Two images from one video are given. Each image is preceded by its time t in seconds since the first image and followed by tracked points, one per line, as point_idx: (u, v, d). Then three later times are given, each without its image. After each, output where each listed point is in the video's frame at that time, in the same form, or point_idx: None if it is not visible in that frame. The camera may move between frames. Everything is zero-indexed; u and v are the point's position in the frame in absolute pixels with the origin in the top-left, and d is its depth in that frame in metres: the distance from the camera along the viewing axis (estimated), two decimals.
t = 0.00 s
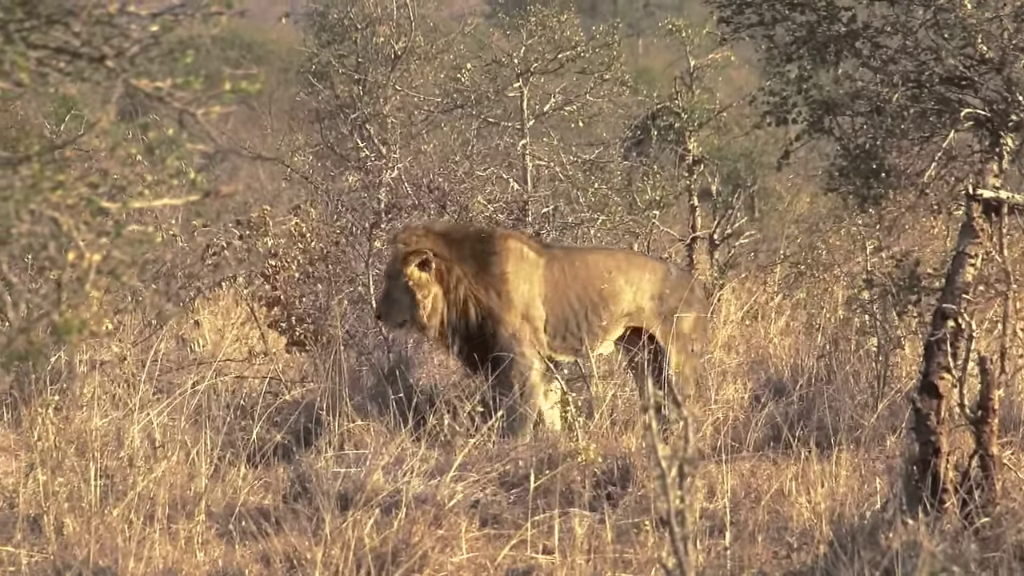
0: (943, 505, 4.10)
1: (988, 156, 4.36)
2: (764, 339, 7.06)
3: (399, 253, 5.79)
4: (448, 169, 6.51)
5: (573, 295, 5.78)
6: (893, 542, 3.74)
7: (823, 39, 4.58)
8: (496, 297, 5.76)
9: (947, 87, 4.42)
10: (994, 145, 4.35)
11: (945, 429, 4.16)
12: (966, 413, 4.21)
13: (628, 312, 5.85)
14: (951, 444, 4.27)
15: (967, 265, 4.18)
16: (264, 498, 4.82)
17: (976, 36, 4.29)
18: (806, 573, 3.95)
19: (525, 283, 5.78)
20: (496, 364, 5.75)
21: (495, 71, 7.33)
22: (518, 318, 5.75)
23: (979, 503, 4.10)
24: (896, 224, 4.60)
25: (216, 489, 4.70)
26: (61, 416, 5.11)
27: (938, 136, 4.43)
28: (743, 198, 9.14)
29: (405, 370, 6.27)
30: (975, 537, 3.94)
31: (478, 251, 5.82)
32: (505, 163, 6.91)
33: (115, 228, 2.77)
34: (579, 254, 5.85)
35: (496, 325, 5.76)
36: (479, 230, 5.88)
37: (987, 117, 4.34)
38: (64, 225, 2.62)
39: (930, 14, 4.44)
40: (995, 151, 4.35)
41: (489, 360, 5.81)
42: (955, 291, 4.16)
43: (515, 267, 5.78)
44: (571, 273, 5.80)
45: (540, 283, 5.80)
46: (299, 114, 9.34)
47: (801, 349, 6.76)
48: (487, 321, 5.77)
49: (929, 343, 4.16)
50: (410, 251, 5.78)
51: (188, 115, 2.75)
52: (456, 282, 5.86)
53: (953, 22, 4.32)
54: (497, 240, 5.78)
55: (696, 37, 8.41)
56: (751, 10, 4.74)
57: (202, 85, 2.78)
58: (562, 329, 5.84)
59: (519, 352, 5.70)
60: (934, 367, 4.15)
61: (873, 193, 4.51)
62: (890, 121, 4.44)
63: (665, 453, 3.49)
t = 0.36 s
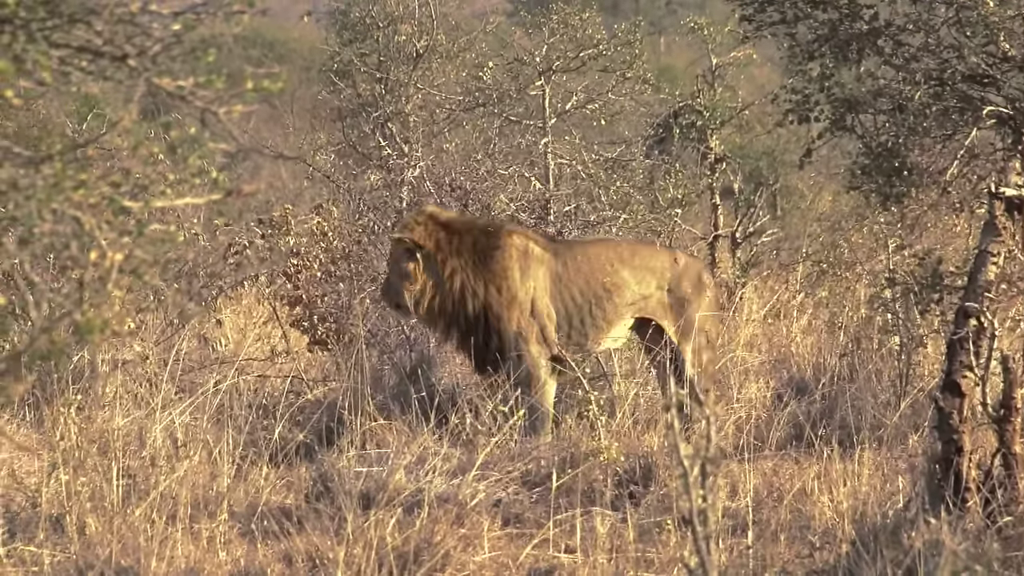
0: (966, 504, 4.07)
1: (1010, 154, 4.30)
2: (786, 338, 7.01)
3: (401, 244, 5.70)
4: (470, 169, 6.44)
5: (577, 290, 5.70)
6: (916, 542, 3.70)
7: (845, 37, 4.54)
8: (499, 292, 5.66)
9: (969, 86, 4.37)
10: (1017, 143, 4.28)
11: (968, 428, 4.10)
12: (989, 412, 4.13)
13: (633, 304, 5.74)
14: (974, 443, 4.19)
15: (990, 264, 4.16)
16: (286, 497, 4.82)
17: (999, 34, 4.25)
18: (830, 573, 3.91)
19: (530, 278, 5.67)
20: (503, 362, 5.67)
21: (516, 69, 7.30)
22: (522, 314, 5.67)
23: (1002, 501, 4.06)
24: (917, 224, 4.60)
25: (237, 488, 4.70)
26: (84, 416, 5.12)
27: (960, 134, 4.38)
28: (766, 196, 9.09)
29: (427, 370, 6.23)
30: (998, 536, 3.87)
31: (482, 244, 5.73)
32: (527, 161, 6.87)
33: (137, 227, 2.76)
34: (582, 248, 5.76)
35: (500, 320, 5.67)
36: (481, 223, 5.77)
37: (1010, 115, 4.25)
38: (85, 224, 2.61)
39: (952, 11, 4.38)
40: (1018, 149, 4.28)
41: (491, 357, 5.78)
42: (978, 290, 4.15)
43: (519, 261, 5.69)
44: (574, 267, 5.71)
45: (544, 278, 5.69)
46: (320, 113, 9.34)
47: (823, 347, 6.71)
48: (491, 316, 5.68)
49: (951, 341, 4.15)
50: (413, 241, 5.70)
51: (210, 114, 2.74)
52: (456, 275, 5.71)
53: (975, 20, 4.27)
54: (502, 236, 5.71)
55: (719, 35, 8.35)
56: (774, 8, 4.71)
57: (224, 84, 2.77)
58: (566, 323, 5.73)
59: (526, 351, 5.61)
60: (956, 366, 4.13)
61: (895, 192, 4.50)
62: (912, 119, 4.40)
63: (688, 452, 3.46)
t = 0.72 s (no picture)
0: (988, 506, 4.03)
1: None
2: (808, 339, 6.97)
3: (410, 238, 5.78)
4: (493, 169, 6.58)
5: (584, 289, 5.67)
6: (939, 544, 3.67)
7: (868, 38, 4.52)
8: (506, 291, 5.64)
9: (992, 87, 4.29)
10: None
11: (989, 429, 4.09)
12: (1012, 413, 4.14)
13: (640, 305, 5.71)
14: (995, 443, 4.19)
15: (1012, 264, 4.13)
16: (307, 498, 4.83)
17: (1022, 36, 4.12)
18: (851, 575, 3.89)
19: (538, 276, 5.64)
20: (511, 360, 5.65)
21: (538, 70, 7.17)
22: (529, 312, 5.63)
23: None
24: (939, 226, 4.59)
25: (259, 489, 4.71)
26: (106, 417, 5.14)
27: (983, 136, 4.31)
28: (789, 197, 9.03)
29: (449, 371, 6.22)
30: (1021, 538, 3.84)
31: (490, 243, 5.71)
32: (550, 163, 6.91)
33: (159, 229, 2.76)
34: (589, 247, 5.74)
35: (507, 320, 5.65)
36: (489, 222, 5.77)
37: None
38: (108, 225, 2.62)
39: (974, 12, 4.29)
40: None
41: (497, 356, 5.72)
42: (1000, 290, 4.12)
43: (526, 261, 5.65)
44: (581, 267, 5.68)
45: (552, 277, 5.66)
46: (341, 114, 9.36)
47: (845, 348, 6.67)
48: (497, 315, 5.67)
49: (974, 342, 4.13)
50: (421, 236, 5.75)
51: (233, 116, 2.74)
52: (462, 272, 5.71)
53: (997, 21, 4.17)
54: (511, 236, 5.67)
55: (740, 36, 8.26)
56: (796, 9, 4.68)
57: (247, 86, 2.77)
58: (573, 323, 5.71)
59: (537, 349, 5.60)
60: (978, 367, 4.13)
61: (918, 192, 4.52)
62: (934, 121, 4.36)
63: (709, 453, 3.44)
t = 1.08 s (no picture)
0: (1005, 507, 4.01)
1: None
2: (826, 340, 6.93)
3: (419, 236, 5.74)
4: (512, 170, 6.58)
5: (594, 289, 5.64)
6: (956, 544, 3.65)
7: (886, 39, 4.48)
8: (516, 292, 5.63)
9: (1011, 88, 4.24)
10: None
11: (1008, 430, 4.07)
12: None
13: (649, 303, 5.65)
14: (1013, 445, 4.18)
15: None
16: (325, 499, 4.82)
17: None
18: None
19: (547, 278, 5.63)
20: (521, 360, 5.66)
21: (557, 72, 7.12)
22: (538, 312, 5.64)
23: None
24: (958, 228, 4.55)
25: (277, 490, 4.71)
26: (124, 418, 5.15)
27: (1001, 136, 4.30)
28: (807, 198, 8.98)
29: (467, 372, 6.22)
30: None
31: (499, 242, 5.66)
32: (569, 164, 6.87)
33: (178, 230, 2.77)
34: (597, 245, 5.69)
35: (517, 320, 5.64)
36: (499, 220, 5.72)
37: None
38: (127, 226, 2.62)
39: (994, 13, 4.25)
40: None
41: (506, 355, 5.73)
42: (1020, 292, 4.02)
43: (536, 261, 5.64)
44: (590, 266, 5.64)
45: (560, 278, 5.65)
46: (360, 115, 9.37)
47: (864, 350, 6.63)
48: (507, 315, 5.66)
49: (992, 344, 4.08)
50: (431, 233, 5.72)
51: (251, 117, 2.73)
52: (471, 271, 5.68)
53: (1017, 22, 4.15)
54: (520, 237, 5.64)
55: (759, 38, 8.22)
56: (815, 10, 4.65)
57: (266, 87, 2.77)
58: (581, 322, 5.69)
59: (548, 348, 5.60)
60: (997, 368, 4.08)
61: (936, 195, 4.45)
62: (953, 122, 4.33)
63: (726, 455, 3.44)
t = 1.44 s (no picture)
0: (1019, 508, 3.99)
1: None
2: (839, 341, 6.90)
3: (435, 229, 5.73)
4: (524, 171, 6.54)
5: (604, 290, 5.61)
6: (970, 545, 3.63)
7: (899, 41, 4.45)
8: (529, 290, 5.60)
9: None
10: None
11: (1022, 431, 4.04)
12: None
13: (659, 304, 5.63)
14: None
15: None
16: (338, 500, 4.81)
17: None
18: None
19: (557, 278, 5.60)
20: (531, 360, 5.61)
21: (570, 73, 7.13)
22: (549, 312, 5.59)
23: None
24: (972, 227, 4.52)
25: (290, 491, 4.71)
26: (137, 419, 5.15)
27: (1014, 138, 4.27)
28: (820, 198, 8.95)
29: (480, 373, 6.22)
30: None
31: (514, 238, 5.65)
32: (582, 165, 6.85)
33: (190, 231, 2.76)
34: (609, 245, 5.67)
35: (528, 318, 5.61)
36: (514, 217, 5.72)
37: None
38: (139, 227, 2.62)
39: (1006, 15, 4.28)
40: None
41: (515, 354, 5.67)
42: None
43: (550, 259, 5.62)
44: (601, 266, 5.63)
45: (572, 277, 5.62)
46: (373, 117, 9.37)
47: (877, 351, 6.60)
48: (518, 313, 5.62)
49: (1005, 344, 4.04)
50: (445, 226, 5.70)
51: (264, 118, 2.73)
52: (484, 266, 5.65)
53: None
54: (535, 235, 5.64)
55: (772, 39, 8.19)
56: (827, 12, 4.61)
57: (279, 89, 2.76)
58: (592, 322, 5.67)
59: (559, 349, 5.55)
60: (1010, 369, 4.04)
61: (948, 196, 4.38)
62: (965, 123, 4.29)
63: (739, 456, 3.42)
